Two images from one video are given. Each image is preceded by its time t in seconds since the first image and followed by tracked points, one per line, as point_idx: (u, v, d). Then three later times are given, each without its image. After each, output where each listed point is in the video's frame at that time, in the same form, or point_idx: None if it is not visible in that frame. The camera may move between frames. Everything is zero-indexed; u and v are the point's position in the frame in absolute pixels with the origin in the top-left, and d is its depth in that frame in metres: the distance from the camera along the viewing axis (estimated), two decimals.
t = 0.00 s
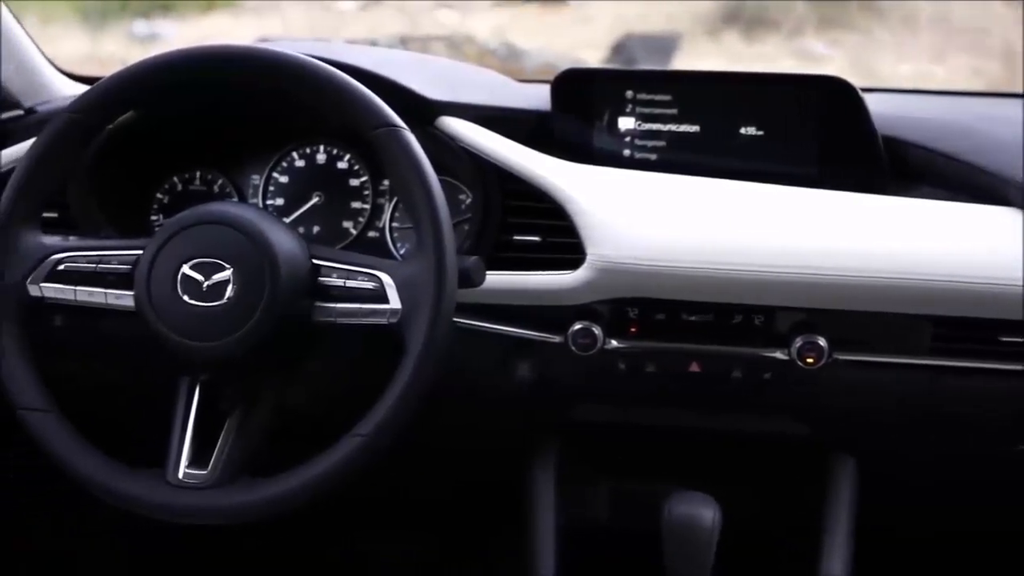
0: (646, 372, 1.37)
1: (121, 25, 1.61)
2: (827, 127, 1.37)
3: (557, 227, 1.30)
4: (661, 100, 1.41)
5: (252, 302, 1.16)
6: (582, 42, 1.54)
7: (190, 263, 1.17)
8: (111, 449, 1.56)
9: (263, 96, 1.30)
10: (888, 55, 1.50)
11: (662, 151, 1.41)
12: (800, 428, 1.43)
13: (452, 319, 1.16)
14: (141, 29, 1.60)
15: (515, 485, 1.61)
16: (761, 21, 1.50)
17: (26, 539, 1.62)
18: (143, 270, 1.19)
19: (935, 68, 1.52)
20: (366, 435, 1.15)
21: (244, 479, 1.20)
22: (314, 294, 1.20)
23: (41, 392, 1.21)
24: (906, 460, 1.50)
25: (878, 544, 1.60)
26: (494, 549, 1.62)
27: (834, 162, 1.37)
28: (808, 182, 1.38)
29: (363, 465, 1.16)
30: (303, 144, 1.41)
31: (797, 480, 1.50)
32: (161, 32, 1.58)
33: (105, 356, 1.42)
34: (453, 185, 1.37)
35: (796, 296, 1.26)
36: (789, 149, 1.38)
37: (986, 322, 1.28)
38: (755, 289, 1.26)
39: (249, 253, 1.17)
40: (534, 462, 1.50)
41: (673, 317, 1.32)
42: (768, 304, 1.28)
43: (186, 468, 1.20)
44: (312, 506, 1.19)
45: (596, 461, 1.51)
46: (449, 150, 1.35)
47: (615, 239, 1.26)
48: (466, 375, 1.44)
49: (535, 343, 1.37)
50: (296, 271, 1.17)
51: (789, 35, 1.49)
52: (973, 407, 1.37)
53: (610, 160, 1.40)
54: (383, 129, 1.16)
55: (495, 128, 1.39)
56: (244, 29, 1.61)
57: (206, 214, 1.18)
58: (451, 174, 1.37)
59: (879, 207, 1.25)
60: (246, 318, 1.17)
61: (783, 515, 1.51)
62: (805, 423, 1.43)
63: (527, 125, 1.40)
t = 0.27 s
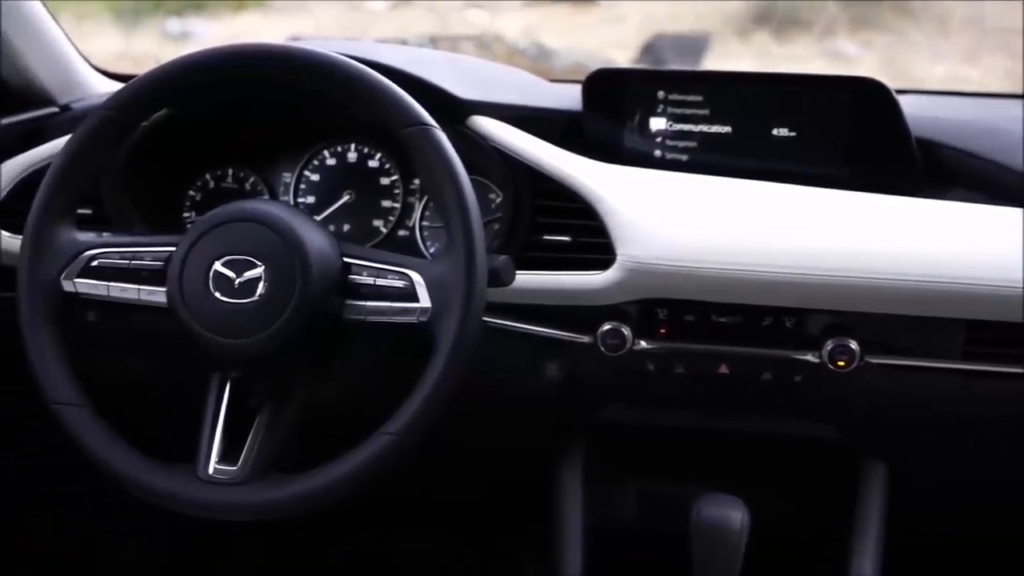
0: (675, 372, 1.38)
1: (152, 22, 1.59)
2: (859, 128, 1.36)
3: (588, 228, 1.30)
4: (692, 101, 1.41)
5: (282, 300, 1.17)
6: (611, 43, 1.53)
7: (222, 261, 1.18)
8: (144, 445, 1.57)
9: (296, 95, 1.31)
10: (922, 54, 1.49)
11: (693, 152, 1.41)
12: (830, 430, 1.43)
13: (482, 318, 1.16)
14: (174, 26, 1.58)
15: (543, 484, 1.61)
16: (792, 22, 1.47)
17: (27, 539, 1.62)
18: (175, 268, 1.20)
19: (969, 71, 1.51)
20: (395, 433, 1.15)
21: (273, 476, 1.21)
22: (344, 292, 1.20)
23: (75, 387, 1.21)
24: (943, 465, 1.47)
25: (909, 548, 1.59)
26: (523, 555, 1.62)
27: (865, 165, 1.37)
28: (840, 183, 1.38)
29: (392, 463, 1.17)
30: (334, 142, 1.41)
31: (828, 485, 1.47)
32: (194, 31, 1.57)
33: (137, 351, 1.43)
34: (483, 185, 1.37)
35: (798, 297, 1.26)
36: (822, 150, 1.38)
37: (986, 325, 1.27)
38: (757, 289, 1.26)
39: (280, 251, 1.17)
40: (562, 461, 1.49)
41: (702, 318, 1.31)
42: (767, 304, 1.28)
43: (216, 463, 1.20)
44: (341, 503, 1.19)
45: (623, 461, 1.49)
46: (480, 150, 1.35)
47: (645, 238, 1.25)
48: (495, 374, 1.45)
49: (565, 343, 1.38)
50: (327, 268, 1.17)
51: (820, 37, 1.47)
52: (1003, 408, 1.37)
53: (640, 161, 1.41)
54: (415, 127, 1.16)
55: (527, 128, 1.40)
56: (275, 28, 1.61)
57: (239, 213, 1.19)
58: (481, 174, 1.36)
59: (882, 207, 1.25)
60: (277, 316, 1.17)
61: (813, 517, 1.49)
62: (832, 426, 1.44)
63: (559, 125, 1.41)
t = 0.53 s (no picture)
0: (704, 374, 1.37)
1: (183, 21, 1.60)
2: (892, 129, 1.35)
3: (617, 228, 1.30)
4: (723, 101, 1.41)
5: (312, 298, 1.17)
6: (639, 42, 1.54)
7: (252, 258, 1.18)
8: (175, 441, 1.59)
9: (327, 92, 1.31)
10: (955, 58, 1.48)
11: (723, 153, 1.42)
12: (859, 433, 1.43)
13: (511, 318, 1.16)
14: (205, 25, 1.59)
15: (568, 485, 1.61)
16: (821, 22, 1.49)
17: (26, 539, 1.58)
18: (206, 265, 1.20)
19: (1001, 73, 1.50)
20: (422, 431, 1.15)
21: (301, 474, 1.21)
22: (373, 289, 1.20)
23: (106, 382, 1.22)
24: (978, 466, 1.45)
25: (940, 553, 1.58)
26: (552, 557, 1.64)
27: (898, 166, 1.36)
28: (872, 185, 1.37)
29: (418, 461, 1.16)
30: (364, 140, 1.42)
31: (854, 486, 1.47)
32: (224, 29, 1.58)
33: (167, 346, 1.44)
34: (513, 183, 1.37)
35: (799, 297, 1.26)
36: (854, 151, 1.37)
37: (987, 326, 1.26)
38: (758, 289, 1.26)
39: (310, 249, 1.17)
40: (587, 463, 1.49)
41: (731, 320, 1.31)
42: (764, 304, 1.28)
43: (244, 460, 1.21)
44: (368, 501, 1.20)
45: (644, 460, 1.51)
46: (511, 150, 1.34)
47: (673, 239, 1.25)
48: (523, 373, 1.45)
49: (593, 344, 1.37)
50: (356, 267, 1.17)
51: (852, 37, 1.47)
52: None
53: (670, 161, 1.41)
54: (445, 126, 1.16)
55: (557, 129, 1.41)
56: (306, 27, 1.62)
57: (270, 210, 1.20)
58: (511, 173, 1.36)
59: (885, 206, 1.24)
60: (306, 313, 1.17)
61: (839, 520, 1.48)
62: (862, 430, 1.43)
63: (588, 125, 1.42)
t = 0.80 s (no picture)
0: (733, 376, 1.37)
1: (215, 21, 1.60)
2: (925, 131, 1.34)
3: (646, 229, 1.30)
4: (755, 102, 1.40)
5: (341, 296, 1.17)
6: (669, 42, 1.53)
7: (283, 256, 1.19)
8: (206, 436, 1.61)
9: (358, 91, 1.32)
10: (990, 61, 1.48)
11: (754, 154, 1.41)
12: (889, 437, 1.42)
13: (539, 318, 1.16)
14: (235, 24, 1.59)
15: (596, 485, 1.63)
16: (853, 23, 1.49)
17: (27, 540, 1.56)
18: (237, 262, 1.21)
19: None
20: (449, 430, 1.15)
21: (329, 471, 1.21)
22: (403, 288, 1.20)
23: (138, 378, 1.23)
24: (1010, 471, 1.44)
25: (973, 559, 1.55)
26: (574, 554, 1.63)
27: (931, 168, 1.35)
28: (904, 187, 1.36)
29: (446, 460, 1.16)
30: (393, 139, 1.42)
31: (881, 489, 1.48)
32: (255, 29, 1.58)
33: (198, 343, 1.45)
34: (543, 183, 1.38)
35: (803, 298, 1.25)
36: (887, 153, 1.36)
37: (987, 329, 1.26)
38: (786, 291, 1.25)
39: (340, 247, 1.18)
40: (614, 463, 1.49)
41: (761, 322, 1.31)
42: (766, 304, 1.28)
43: (273, 456, 1.21)
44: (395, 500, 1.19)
45: (669, 461, 1.52)
46: (542, 151, 1.34)
47: (702, 239, 1.24)
48: (551, 373, 1.44)
49: (622, 345, 1.37)
50: (386, 265, 1.17)
51: (883, 39, 1.49)
52: None
53: (701, 164, 1.41)
54: (476, 126, 1.15)
55: (590, 128, 1.42)
56: (336, 26, 1.62)
57: (300, 208, 1.20)
58: (541, 174, 1.37)
59: (893, 207, 1.24)
60: (336, 310, 1.17)
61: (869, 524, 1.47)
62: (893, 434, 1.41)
63: (619, 125, 1.43)
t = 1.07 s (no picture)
0: (762, 379, 1.36)
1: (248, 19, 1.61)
2: (959, 134, 1.33)
3: (676, 230, 1.29)
4: (787, 103, 1.40)
5: (371, 294, 1.17)
6: (700, 43, 1.55)
7: (313, 254, 1.19)
8: (238, 432, 1.63)
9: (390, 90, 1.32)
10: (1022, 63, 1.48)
11: (787, 155, 1.40)
12: (918, 441, 1.41)
13: (568, 317, 1.15)
14: (268, 22, 1.60)
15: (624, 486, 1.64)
16: (884, 24, 1.49)
17: (27, 539, 1.58)
18: (268, 260, 1.21)
19: None
20: (478, 429, 1.14)
21: (358, 468, 1.21)
22: (433, 287, 1.20)
23: (169, 374, 1.24)
24: None
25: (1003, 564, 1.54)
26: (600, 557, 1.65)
27: (966, 170, 1.34)
28: (937, 189, 1.35)
29: (475, 459, 1.16)
30: (423, 138, 1.42)
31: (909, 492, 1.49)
32: (287, 27, 1.58)
33: (229, 340, 1.46)
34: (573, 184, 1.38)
35: (808, 298, 1.25)
36: (921, 155, 1.35)
37: (1006, 332, 1.25)
38: (818, 294, 1.24)
39: (371, 246, 1.18)
40: (642, 462, 1.49)
41: (792, 324, 1.30)
42: (787, 305, 1.27)
43: (302, 453, 1.21)
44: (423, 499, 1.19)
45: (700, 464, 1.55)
46: (573, 151, 1.35)
47: (733, 240, 1.24)
48: (578, 373, 1.43)
49: (651, 347, 1.36)
50: (416, 263, 1.17)
51: (915, 40, 1.48)
52: None
53: (732, 165, 1.40)
54: (507, 125, 1.16)
55: (620, 129, 1.41)
56: (366, 24, 1.62)
57: (331, 207, 1.20)
58: (572, 174, 1.37)
59: (919, 208, 1.24)
60: (366, 309, 1.17)
61: (892, 529, 1.51)
62: (923, 437, 1.41)
63: (649, 125, 1.42)
